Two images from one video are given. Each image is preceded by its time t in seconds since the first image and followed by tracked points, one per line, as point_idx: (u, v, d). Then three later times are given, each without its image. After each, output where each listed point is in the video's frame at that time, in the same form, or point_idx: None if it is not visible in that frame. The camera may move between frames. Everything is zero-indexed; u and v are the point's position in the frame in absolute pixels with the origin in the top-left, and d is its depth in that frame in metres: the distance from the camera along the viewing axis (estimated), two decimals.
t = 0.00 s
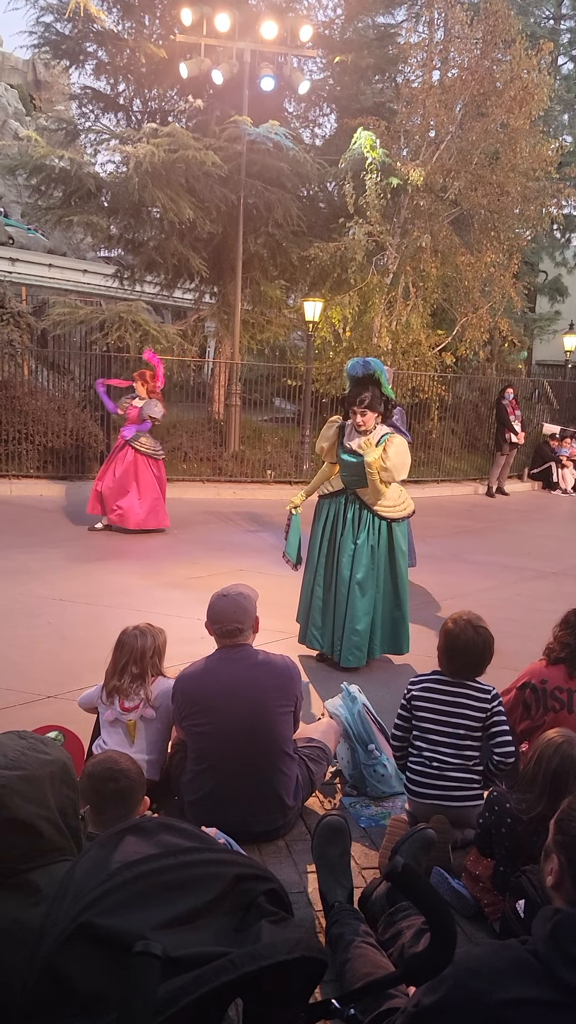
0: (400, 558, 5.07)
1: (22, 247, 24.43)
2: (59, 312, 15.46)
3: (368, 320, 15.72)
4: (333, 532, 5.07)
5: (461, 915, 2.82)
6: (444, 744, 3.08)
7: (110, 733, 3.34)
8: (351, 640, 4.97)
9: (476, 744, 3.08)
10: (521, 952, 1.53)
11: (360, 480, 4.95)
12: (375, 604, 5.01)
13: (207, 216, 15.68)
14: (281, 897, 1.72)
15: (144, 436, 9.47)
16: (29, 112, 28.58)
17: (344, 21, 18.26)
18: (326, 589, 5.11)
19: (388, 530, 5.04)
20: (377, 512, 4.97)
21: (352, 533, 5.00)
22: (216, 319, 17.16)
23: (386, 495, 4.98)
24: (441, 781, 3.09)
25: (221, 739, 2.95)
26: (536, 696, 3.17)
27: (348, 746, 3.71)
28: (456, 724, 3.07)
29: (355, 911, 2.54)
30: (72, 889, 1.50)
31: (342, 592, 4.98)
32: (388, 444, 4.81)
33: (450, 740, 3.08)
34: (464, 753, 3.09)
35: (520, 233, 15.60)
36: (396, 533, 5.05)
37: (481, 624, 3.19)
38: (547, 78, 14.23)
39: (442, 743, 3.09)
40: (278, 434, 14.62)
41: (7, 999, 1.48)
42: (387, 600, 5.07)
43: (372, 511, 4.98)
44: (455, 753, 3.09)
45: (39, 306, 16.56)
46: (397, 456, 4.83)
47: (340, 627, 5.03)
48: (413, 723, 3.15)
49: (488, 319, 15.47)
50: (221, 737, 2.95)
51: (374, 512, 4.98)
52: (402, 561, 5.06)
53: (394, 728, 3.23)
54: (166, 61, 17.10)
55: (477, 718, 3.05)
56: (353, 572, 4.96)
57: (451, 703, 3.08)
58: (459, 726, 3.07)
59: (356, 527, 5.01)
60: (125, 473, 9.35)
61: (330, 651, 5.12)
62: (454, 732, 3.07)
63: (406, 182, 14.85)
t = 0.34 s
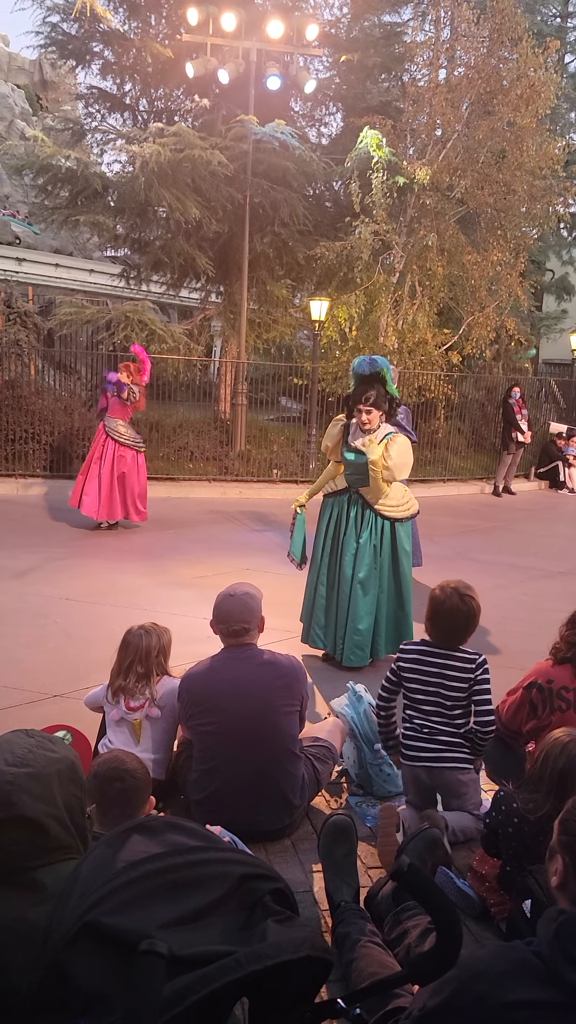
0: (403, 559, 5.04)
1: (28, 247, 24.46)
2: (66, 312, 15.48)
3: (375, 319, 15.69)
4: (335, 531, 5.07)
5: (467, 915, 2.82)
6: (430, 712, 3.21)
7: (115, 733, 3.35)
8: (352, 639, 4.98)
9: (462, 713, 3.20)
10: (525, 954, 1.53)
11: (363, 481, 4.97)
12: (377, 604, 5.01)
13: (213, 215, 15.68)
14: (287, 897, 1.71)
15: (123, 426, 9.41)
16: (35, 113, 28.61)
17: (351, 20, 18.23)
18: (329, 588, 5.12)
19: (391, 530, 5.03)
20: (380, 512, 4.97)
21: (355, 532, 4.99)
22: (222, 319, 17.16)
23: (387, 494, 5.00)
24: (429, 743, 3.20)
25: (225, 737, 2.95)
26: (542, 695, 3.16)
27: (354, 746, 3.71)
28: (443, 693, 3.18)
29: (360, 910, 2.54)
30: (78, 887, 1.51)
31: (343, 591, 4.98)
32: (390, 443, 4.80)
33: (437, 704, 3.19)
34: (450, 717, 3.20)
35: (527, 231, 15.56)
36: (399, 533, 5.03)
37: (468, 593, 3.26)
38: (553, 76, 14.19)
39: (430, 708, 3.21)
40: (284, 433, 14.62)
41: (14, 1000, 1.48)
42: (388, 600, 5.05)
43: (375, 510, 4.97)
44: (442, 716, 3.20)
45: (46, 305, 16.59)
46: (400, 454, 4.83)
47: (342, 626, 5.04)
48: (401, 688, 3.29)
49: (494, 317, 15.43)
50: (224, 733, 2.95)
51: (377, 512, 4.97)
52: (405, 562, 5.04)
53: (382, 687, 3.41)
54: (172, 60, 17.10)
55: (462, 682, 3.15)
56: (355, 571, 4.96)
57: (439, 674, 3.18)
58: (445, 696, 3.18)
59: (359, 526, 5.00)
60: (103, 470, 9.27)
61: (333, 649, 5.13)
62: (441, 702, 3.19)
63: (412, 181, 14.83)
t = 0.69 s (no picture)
0: (400, 560, 5.02)
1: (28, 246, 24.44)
2: (65, 311, 15.49)
3: (375, 318, 15.69)
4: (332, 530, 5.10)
5: (466, 913, 2.83)
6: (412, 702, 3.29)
7: (116, 732, 3.36)
8: (347, 639, 4.99)
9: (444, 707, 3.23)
10: (526, 952, 1.53)
11: (358, 481, 4.96)
12: (373, 604, 5.00)
13: (212, 213, 15.68)
14: (286, 894, 1.73)
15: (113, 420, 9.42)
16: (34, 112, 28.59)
17: (350, 19, 18.22)
18: (325, 587, 5.14)
19: (388, 530, 5.02)
20: (376, 512, 4.96)
21: (351, 532, 5.01)
22: (222, 317, 17.17)
23: (381, 492, 4.96)
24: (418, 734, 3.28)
25: (225, 737, 2.95)
26: (542, 695, 3.16)
27: (354, 745, 3.69)
28: (422, 685, 3.24)
29: (360, 907, 2.54)
30: (79, 884, 1.51)
31: (338, 590, 5.00)
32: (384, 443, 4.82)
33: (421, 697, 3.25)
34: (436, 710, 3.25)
35: (527, 230, 15.56)
36: (397, 533, 5.02)
37: (449, 590, 3.26)
38: (553, 75, 14.18)
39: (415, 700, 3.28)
40: (284, 432, 14.67)
41: (16, 999, 1.48)
42: (385, 600, 5.04)
43: (371, 510, 4.97)
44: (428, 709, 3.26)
45: (46, 304, 16.60)
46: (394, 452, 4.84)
47: (337, 626, 5.06)
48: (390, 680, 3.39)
49: (494, 316, 15.42)
50: (222, 734, 2.95)
51: (373, 511, 4.96)
52: (403, 563, 5.02)
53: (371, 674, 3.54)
54: (172, 59, 17.09)
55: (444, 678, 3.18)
56: (350, 571, 4.96)
57: (418, 666, 3.23)
58: (425, 688, 3.24)
59: (355, 527, 5.01)
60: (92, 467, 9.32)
61: (330, 648, 5.14)
62: (421, 693, 3.25)
63: (412, 180, 14.84)
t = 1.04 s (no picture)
0: (401, 557, 5.07)
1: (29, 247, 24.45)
2: (67, 311, 15.50)
3: (376, 316, 15.72)
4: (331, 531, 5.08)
5: (469, 912, 2.83)
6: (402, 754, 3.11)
7: (122, 732, 3.35)
8: (351, 639, 5.00)
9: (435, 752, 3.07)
10: (529, 951, 1.53)
11: (357, 481, 4.96)
12: (375, 602, 5.03)
13: (213, 213, 15.68)
14: (289, 893, 1.73)
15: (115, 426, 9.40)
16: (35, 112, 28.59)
17: (351, 18, 18.20)
18: (325, 588, 5.14)
19: (389, 529, 5.04)
20: (375, 512, 4.96)
21: (351, 532, 5.01)
22: (223, 317, 17.18)
23: (381, 491, 4.97)
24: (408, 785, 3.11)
25: (226, 736, 2.96)
26: (545, 695, 3.16)
27: (356, 745, 3.74)
28: (410, 732, 3.08)
29: (363, 906, 2.55)
30: (82, 882, 1.51)
31: (340, 591, 4.99)
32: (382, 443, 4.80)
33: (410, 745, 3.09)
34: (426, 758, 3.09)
35: (528, 229, 15.56)
36: (397, 532, 5.04)
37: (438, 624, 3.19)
38: (554, 73, 14.17)
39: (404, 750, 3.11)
40: (285, 432, 14.67)
41: (18, 996, 1.49)
42: (387, 597, 5.07)
43: (370, 510, 4.97)
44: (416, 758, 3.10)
45: (47, 304, 16.62)
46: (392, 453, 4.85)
47: (339, 626, 5.06)
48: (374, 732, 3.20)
49: (495, 315, 15.40)
50: (224, 734, 2.96)
51: (373, 511, 4.97)
52: (404, 560, 5.07)
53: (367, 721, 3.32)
54: (173, 59, 17.09)
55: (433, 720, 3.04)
56: (352, 571, 4.97)
57: (405, 710, 3.09)
58: (412, 735, 3.08)
59: (355, 527, 5.00)
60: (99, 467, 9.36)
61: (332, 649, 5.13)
62: (409, 743, 3.08)
63: (413, 179, 14.83)
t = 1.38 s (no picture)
0: (400, 553, 5.08)
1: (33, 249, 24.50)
2: (70, 312, 15.52)
3: (379, 318, 15.75)
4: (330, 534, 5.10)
5: (472, 912, 2.84)
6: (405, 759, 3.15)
7: (130, 732, 3.36)
8: (356, 638, 5.02)
9: (431, 763, 3.08)
10: (531, 950, 1.54)
11: (354, 480, 4.97)
12: (377, 600, 5.04)
13: (216, 215, 15.67)
14: (292, 891, 1.74)
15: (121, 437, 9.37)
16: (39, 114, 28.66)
17: (353, 19, 18.21)
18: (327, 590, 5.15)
19: (388, 528, 5.06)
20: (374, 512, 5.00)
21: (350, 533, 5.02)
22: (226, 318, 17.20)
23: (378, 489, 4.98)
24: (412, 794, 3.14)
25: (230, 737, 2.97)
26: (548, 695, 3.16)
27: (359, 745, 3.76)
28: (411, 739, 3.12)
29: (366, 906, 2.55)
30: (86, 883, 1.51)
31: (342, 591, 5.01)
32: (374, 440, 4.78)
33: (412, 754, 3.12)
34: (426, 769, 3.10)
35: (531, 230, 15.54)
36: (396, 529, 5.06)
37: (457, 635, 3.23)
38: (557, 74, 14.16)
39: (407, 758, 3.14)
40: (288, 432, 14.65)
41: (23, 996, 1.51)
42: (389, 594, 5.09)
43: (368, 510, 5.00)
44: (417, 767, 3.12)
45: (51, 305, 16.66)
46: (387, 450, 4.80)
47: (343, 626, 5.07)
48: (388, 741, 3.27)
49: (498, 316, 15.37)
50: (228, 737, 2.97)
51: (370, 511, 5.00)
52: (404, 556, 5.08)
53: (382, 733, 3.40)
54: (175, 61, 17.10)
55: (431, 729, 3.07)
56: (353, 572, 4.98)
57: (410, 716, 3.14)
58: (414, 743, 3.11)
59: (355, 528, 5.02)
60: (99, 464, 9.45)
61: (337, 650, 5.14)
62: (411, 749, 3.12)
63: (416, 180, 14.84)
